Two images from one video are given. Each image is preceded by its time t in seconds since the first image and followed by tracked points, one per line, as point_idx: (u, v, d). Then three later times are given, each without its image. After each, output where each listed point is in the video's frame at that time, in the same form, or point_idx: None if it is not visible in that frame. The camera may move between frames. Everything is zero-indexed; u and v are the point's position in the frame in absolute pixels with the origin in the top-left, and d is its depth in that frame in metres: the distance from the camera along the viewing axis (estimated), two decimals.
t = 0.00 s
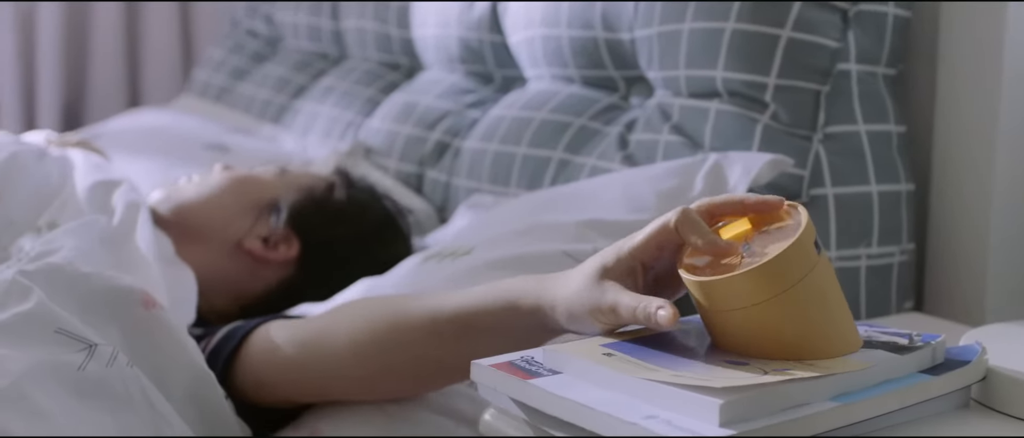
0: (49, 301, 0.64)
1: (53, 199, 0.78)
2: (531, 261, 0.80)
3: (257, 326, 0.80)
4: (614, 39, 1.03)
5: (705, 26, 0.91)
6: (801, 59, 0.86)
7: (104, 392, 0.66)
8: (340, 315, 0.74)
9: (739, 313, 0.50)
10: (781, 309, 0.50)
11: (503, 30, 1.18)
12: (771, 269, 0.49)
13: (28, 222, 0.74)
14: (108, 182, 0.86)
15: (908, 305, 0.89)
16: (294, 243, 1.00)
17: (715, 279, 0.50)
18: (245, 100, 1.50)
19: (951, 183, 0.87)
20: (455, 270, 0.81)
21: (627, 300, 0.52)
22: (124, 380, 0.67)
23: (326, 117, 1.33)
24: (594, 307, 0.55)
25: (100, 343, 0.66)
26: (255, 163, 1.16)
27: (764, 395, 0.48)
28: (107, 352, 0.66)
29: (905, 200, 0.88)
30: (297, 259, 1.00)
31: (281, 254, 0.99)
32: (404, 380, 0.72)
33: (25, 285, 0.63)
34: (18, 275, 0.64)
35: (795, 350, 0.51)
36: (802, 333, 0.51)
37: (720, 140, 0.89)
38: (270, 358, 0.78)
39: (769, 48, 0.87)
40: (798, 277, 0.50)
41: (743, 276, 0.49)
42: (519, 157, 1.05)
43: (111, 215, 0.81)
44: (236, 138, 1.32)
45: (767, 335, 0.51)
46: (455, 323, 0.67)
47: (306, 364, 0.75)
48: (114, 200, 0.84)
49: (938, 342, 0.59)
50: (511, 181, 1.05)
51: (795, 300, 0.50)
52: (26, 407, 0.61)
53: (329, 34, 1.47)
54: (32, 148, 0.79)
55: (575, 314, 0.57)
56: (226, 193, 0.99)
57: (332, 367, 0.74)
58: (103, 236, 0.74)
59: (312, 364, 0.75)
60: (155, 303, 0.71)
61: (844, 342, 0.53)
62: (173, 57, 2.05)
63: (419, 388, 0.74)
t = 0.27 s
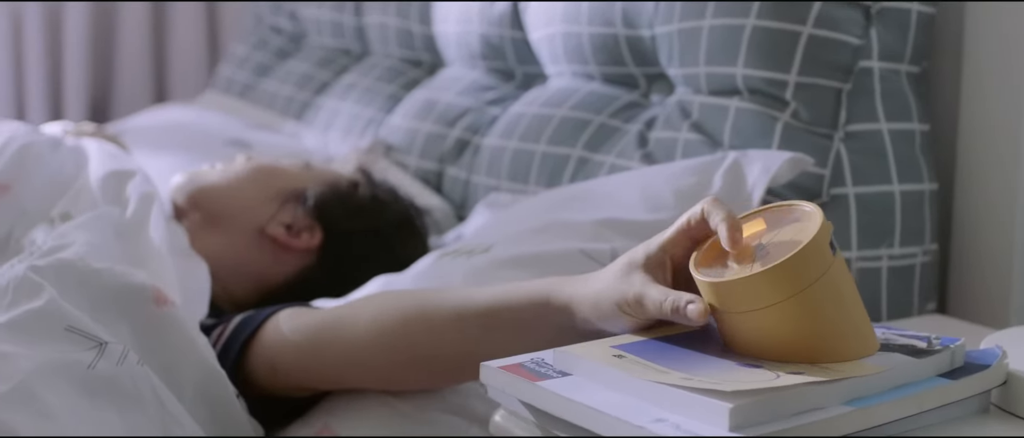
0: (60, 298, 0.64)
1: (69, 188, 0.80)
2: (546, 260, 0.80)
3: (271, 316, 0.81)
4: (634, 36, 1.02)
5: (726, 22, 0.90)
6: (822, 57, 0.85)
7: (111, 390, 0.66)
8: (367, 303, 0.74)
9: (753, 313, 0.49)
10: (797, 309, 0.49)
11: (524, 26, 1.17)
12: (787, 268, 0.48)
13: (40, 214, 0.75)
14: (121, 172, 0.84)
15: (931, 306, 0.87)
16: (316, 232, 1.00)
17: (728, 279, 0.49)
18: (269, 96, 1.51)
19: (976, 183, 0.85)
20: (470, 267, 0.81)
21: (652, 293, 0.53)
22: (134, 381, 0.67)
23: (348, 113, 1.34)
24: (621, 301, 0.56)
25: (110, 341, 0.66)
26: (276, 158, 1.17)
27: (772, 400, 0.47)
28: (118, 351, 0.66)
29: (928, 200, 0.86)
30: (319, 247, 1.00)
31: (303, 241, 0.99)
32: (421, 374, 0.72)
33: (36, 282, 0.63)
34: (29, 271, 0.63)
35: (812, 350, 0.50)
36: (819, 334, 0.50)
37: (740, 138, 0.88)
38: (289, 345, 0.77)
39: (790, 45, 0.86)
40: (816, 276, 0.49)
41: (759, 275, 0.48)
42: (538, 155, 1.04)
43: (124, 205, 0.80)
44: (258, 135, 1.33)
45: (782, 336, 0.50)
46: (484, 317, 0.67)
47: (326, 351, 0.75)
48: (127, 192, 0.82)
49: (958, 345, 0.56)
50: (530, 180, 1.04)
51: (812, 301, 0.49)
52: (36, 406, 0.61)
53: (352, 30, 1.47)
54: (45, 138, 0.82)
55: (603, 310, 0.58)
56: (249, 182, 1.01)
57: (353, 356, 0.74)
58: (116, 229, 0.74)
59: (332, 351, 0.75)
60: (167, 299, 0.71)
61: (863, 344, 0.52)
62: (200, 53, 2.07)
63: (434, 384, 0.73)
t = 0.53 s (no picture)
0: (69, 296, 0.64)
1: (84, 185, 0.80)
2: (561, 261, 0.79)
3: (287, 322, 0.80)
4: (652, 33, 1.01)
5: (744, 20, 0.89)
6: (841, 55, 0.84)
7: (122, 392, 0.62)
8: (380, 314, 0.73)
9: (745, 316, 0.48)
10: (787, 311, 0.48)
11: (542, 24, 1.17)
12: (779, 268, 0.47)
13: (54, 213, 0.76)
14: (136, 169, 0.85)
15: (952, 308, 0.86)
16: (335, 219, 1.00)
17: (719, 281, 0.48)
18: (290, 93, 1.51)
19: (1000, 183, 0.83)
20: (484, 268, 0.80)
21: (646, 300, 0.53)
22: (144, 381, 0.63)
23: (367, 110, 1.34)
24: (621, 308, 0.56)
25: (119, 340, 0.64)
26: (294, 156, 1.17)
27: (780, 403, 0.46)
28: (126, 350, 0.63)
29: (950, 200, 0.85)
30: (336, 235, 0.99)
31: (321, 227, 0.99)
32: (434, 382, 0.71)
33: (47, 282, 0.63)
34: (39, 271, 0.64)
35: (804, 355, 0.49)
36: (811, 337, 0.49)
37: (757, 136, 0.87)
38: (304, 354, 0.77)
39: (808, 42, 0.85)
40: (808, 277, 0.48)
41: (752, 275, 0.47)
42: (555, 153, 1.04)
43: (139, 204, 0.81)
44: (278, 132, 1.34)
45: (777, 341, 0.49)
46: (495, 325, 0.66)
47: (340, 358, 0.74)
48: (143, 188, 0.83)
49: (975, 346, 0.55)
50: (546, 178, 1.04)
51: (803, 303, 0.48)
52: (42, 404, 0.58)
53: (372, 27, 1.48)
54: (60, 134, 0.86)
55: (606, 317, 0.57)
56: (271, 177, 1.05)
57: (365, 362, 0.73)
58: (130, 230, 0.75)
59: (345, 358, 0.74)
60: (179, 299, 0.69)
61: (854, 348, 0.51)
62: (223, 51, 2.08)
63: (445, 394, 0.72)
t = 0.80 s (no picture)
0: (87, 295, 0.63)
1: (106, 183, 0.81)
2: (578, 269, 0.78)
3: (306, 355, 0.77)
4: (677, 29, 1.01)
5: (770, 16, 0.88)
6: (867, 52, 0.83)
7: (141, 392, 0.59)
8: (403, 342, 0.72)
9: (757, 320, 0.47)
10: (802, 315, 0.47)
11: (567, 19, 1.16)
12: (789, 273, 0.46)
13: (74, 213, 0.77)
14: (163, 167, 0.84)
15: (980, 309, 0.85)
16: (356, 209, 1.03)
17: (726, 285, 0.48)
18: (317, 89, 1.52)
19: None
20: (500, 279, 0.80)
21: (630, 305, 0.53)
22: (165, 380, 0.60)
23: (393, 107, 1.34)
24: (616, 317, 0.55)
25: (137, 340, 0.61)
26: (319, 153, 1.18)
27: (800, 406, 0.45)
28: (144, 350, 0.61)
29: (977, 200, 0.83)
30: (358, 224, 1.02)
31: (342, 217, 1.01)
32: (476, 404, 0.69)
33: (64, 280, 0.63)
34: (58, 269, 0.64)
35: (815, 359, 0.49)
36: (815, 342, 0.48)
37: (781, 134, 0.86)
38: (338, 380, 0.73)
39: (833, 39, 0.84)
40: (819, 281, 0.47)
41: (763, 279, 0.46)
42: (578, 151, 1.04)
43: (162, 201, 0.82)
44: (304, 129, 1.34)
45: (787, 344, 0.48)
46: (512, 339, 0.65)
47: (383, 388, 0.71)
48: (167, 187, 0.83)
49: (999, 350, 0.53)
50: (569, 175, 1.04)
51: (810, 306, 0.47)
52: (59, 406, 0.55)
53: (399, 23, 1.48)
54: (84, 127, 0.88)
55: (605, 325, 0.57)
56: (290, 167, 1.06)
57: (412, 393, 0.69)
58: (153, 229, 0.75)
59: (389, 385, 0.71)
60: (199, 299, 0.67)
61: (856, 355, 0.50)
62: (252, 47, 2.09)
63: (479, 417, 0.70)
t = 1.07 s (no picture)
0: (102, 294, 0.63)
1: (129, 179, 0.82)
2: (599, 261, 0.78)
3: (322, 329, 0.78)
4: (701, 27, 1.00)
5: (795, 14, 0.87)
6: (892, 50, 0.82)
7: (154, 390, 0.58)
8: (416, 320, 0.72)
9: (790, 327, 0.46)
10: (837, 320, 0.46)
11: (592, 17, 1.16)
12: (812, 281, 0.45)
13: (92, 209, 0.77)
14: (181, 160, 0.85)
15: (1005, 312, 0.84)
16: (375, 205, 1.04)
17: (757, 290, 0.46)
18: (344, 87, 1.53)
19: None
20: (522, 271, 0.80)
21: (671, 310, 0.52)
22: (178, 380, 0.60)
23: (419, 105, 1.35)
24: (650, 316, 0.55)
25: (151, 339, 0.61)
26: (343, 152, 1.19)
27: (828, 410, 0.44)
28: (159, 349, 0.60)
29: (1004, 201, 0.82)
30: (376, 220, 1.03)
31: (362, 212, 1.02)
32: (486, 386, 0.69)
33: (78, 279, 0.63)
34: (72, 268, 0.64)
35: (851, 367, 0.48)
36: (838, 349, 0.47)
37: (805, 133, 0.85)
38: (351, 357, 0.73)
39: (858, 37, 0.83)
40: (850, 287, 0.46)
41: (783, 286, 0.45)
42: (601, 149, 1.03)
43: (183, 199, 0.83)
44: (330, 126, 1.35)
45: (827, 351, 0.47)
46: (524, 330, 0.66)
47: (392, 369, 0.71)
48: (186, 180, 0.83)
49: (1023, 356, 0.53)
50: (592, 174, 1.04)
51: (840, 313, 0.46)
52: (72, 405, 0.54)
53: (425, 21, 1.49)
54: (101, 118, 0.88)
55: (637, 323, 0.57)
56: (312, 163, 1.07)
57: (422, 376, 0.70)
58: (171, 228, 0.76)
59: (401, 363, 0.71)
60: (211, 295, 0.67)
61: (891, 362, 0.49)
62: (281, 45, 2.11)
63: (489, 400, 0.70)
